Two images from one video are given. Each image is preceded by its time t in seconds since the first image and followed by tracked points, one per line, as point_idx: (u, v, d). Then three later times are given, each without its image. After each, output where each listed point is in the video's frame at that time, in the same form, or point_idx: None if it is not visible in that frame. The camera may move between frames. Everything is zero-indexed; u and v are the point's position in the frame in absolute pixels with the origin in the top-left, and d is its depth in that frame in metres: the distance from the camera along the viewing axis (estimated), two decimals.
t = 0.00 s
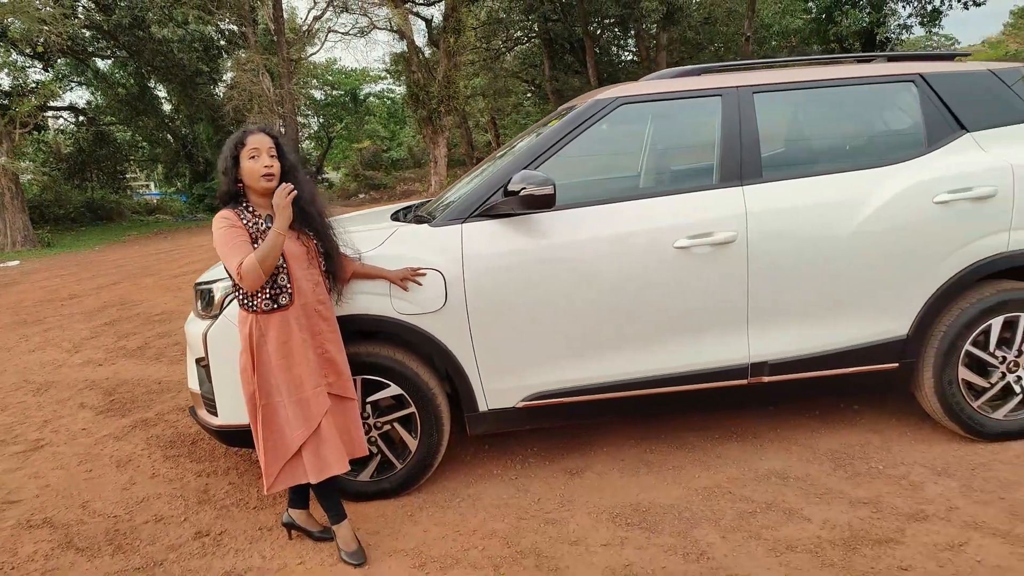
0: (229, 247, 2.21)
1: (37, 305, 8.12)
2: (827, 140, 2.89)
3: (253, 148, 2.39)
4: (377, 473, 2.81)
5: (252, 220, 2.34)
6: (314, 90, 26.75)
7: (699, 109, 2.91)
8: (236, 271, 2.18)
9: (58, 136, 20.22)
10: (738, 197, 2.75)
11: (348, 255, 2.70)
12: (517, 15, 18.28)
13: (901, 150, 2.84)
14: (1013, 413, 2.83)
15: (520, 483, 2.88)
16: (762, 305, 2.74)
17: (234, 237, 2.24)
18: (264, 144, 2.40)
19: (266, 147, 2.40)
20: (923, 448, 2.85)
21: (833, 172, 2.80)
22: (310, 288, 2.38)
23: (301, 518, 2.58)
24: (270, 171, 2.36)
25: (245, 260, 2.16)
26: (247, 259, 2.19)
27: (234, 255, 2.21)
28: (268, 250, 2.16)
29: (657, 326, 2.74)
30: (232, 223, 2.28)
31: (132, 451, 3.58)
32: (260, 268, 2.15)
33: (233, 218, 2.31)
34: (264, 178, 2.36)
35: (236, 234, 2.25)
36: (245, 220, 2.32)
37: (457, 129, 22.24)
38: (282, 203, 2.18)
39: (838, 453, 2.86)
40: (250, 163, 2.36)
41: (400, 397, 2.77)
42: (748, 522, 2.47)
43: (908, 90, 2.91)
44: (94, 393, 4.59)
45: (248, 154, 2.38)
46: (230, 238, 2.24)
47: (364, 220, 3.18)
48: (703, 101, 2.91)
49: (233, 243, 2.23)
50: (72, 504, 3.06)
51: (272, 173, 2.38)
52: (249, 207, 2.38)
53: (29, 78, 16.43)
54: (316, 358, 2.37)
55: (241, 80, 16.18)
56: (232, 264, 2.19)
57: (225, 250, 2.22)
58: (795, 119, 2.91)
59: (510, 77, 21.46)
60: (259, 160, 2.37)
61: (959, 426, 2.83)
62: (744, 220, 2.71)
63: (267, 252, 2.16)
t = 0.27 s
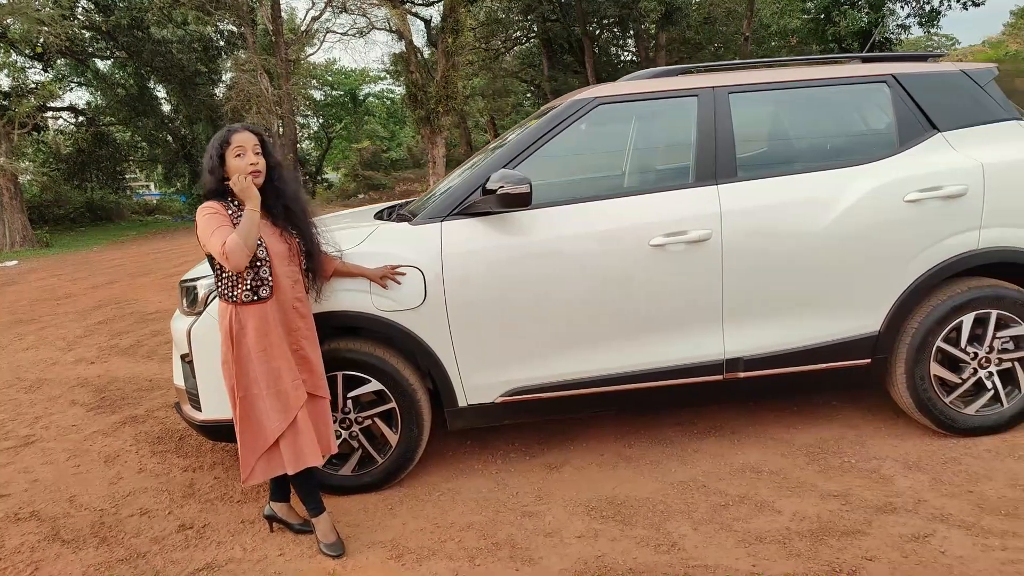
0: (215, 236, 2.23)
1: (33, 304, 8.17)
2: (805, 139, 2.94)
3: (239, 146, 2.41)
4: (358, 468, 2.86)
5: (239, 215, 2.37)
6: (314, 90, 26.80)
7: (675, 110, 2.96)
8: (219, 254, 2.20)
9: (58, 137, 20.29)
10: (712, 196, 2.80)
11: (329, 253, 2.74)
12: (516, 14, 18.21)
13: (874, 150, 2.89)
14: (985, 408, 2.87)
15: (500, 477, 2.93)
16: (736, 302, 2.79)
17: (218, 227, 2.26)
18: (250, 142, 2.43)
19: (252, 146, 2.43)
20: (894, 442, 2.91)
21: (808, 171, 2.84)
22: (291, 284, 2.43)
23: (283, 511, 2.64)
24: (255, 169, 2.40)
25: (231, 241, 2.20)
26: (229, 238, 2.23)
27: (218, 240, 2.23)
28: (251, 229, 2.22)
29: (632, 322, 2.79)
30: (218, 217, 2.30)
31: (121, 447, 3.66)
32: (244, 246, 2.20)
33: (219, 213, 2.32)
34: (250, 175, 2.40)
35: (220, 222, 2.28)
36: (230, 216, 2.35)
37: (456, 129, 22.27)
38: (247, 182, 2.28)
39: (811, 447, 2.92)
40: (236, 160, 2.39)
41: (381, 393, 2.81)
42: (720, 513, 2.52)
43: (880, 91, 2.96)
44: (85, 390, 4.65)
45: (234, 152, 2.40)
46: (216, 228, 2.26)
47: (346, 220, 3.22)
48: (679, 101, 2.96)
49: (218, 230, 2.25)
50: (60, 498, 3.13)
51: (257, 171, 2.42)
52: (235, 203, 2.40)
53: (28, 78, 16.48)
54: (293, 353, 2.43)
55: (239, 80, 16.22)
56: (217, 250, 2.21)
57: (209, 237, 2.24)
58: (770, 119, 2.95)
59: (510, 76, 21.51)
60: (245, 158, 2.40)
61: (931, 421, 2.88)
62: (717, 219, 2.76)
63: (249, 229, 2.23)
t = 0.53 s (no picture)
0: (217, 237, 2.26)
1: (34, 303, 8.24)
2: (790, 140, 2.98)
3: (240, 147, 2.43)
4: (348, 464, 2.91)
5: (234, 215, 2.43)
6: (315, 90, 26.86)
7: (661, 111, 3.01)
8: (223, 258, 2.22)
9: (60, 137, 20.38)
10: (697, 197, 2.84)
11: (319, 253, 2.79)
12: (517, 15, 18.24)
13: (857, 151, 2.93)
14: (966, 407, 2.91)
15: (487, 474, 2.97)
16: (719, 301, 2.84)
17: (220, 228, 2.29)
18: (251, 144, 2.45)
19: (251, 147, 2.45)
20: (876, 440, 2.95)
21: (792, 172, 2.89)
22: (282, 286, 2.50)
23: (273, 505, 2.69)
24: (255, 171, 2.43)
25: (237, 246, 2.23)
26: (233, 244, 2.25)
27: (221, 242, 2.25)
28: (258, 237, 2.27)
29: (617, 320, 2.84)
30: (217, 218, 2.33)
31: (117, 443, 3.72)
32: (248, 253, 2.23)
33: (216, 212, 2.35)
34: (249, 176, 2.42)
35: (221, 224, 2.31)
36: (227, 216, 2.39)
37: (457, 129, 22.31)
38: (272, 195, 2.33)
39: (794, 445, 2.96)
40: (236, 161, 2.41)
41: (370, 390, 2.86)
42: (701, 509, 2.57)
43: (863, 93, 3.01)
44: (84, 388, 4.71)
45: (234, 152, 2.42)
46: (216, 228, 2.28)
47: (337, 221, 3.27)
48: (665, 103, 3.01)
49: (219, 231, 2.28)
50: (56, 492, 3.20)
51: (256, 173, 2.43)
52: (231, 203, 2.45)
53: (31, 78, 16.58)
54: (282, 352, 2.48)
55: (240, 81, 16.29)
56: (220, 252, 2.23)
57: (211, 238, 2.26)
58: (755, 121, 3.00)
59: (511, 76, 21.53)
60: (245, 159, 2.42)
61: (913, 419, 2.91)
62: (701, 219, 2.80)
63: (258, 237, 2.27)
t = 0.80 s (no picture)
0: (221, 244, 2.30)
1: (34, 303, 8.30)
2: (777, 143, 3.02)
3: (224, 152, 2.47)
4: (341, 461, 2.95)
5: (230, 218, 2.45)
6: (317, 91, 26.92)
7: (650, 114, 3.05)
8: (231, 266, 2.27)
9: (62, 137, 20.46)
10: (684, 198, 2.88)
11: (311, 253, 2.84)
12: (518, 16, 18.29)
13: (843, 154, 2.97)
14: (951, 406, 2.94)
15: (478, 472, 3.01)
16: (706, 301, 2.87)
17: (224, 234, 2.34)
18: (235, 147, 2.50)
19: (236, 151, 2.50)
20: (862, 439, 2.99)
21: (778, 174, 2.93)
22: (280, 284, 2.54)
23: (266, 502, 2.74)
24: (243, 174, 2.49)
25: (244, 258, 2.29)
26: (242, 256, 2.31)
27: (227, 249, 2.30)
28: (269, 258, 2.34)
29: (606, 320, 2.87)
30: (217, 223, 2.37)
31: (114, 441, 3.76)
32: (254, 266, 2.29)
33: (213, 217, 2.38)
34: (237, 179, 2.48)
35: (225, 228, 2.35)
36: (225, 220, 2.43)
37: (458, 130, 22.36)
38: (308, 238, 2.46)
39: (781, 444, 3.00)
40: (222, 166, 2.46)
41: (362, 389, 2.89)
42: (687, 506, 2.61)
43: (849, 96, 3.05)
44: (82, 387, 4.77)
45: (220, 158, 2.46)
46: (219, 234, 2.33)
47: (330, 222, 3.32)
48: (653, 106, 3.05)
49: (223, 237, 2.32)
50: (53, 490, 3.24)
51: (243, 175, 2.50)
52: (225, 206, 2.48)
53: (33, 79, 16.65)
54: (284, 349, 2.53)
55: (242, 82, 16.36)
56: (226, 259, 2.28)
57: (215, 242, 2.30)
58: (743, 123, 3.04)
59: (512, 77, 21.56)
60: (231, 163, 2.47)
61: (898, 418, 2.95)
62: (688, 221, 2.84)
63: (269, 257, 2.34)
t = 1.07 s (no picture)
0: (199, 250, 2.35)
1: (36, 303, 8.35)
2: (768, 146, 3.08)
3: (227, 152, 2.54)
4: (338, 458, 3.00)
5: (227, 218, 2.48)
6: (318, 92, 26.98)
7: (642, 118, 3.11)
8: (189, 279, 2.32)
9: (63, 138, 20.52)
10: (675, 200, 2.93)
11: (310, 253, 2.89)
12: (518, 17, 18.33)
13: (832, 157, 3.03)
14: (938, 405, 3.00)
15: (473, 468, 3.07)
16: (697, 301, 2.92)
17: (205, 243, 2.37)
18: (238, 149, 2.57)
19: (239, 153, 2.57)
20: (850, 437, 3.04)
21: (768, 177, 2.98)
22: (278, 281, 2.58)
23: (265, 498, 2.79)
24: (244, 174, 2.54)
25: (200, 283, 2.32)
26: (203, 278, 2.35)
27: (196, 262, 2.34)
28: (218, 301, 2.33)
29: (599, 320, 2.93)
30: (207, 224, 2.40)
31: (115, 439, 3.82)
32: (197, 296, 2.32)
33: (208, 218, 2.43)
34: (238, 179, 2.53)
35: (208, 236, 2.38)
36: (220, 218, 2.46)
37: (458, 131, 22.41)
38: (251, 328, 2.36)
39: (771, 442, 3.05)
40: (225, 166, 2.52)
41: (360, 387, 2.95)
42: (677, 502, 2.66)
43: (837, 101, 3.11)
44: (83, 385, 4.82)
45: (223, 158, 2.53)
46: (203, 238, 2.36)
47: (328, 223, 3.37)
48: (645, 110, 3.11)
49: (201, 247, 2.35)
50: (55, 486, 3.30)
51: (245, 175, 2.55)
52: (224, 206, 2.53)
53: (34, 80, 16.71)
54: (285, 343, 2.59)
55: (242, 83, 16.42)
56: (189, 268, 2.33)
57: (190, 251, 2.35)
58: (733, 127, 3.10)
59: (513, 79, 21.59)
60: (233, 164, 2.54)
61: (886, 417, 3.01)
62: (680, 222, 2.89)
63: (219, 300, 2.33)
